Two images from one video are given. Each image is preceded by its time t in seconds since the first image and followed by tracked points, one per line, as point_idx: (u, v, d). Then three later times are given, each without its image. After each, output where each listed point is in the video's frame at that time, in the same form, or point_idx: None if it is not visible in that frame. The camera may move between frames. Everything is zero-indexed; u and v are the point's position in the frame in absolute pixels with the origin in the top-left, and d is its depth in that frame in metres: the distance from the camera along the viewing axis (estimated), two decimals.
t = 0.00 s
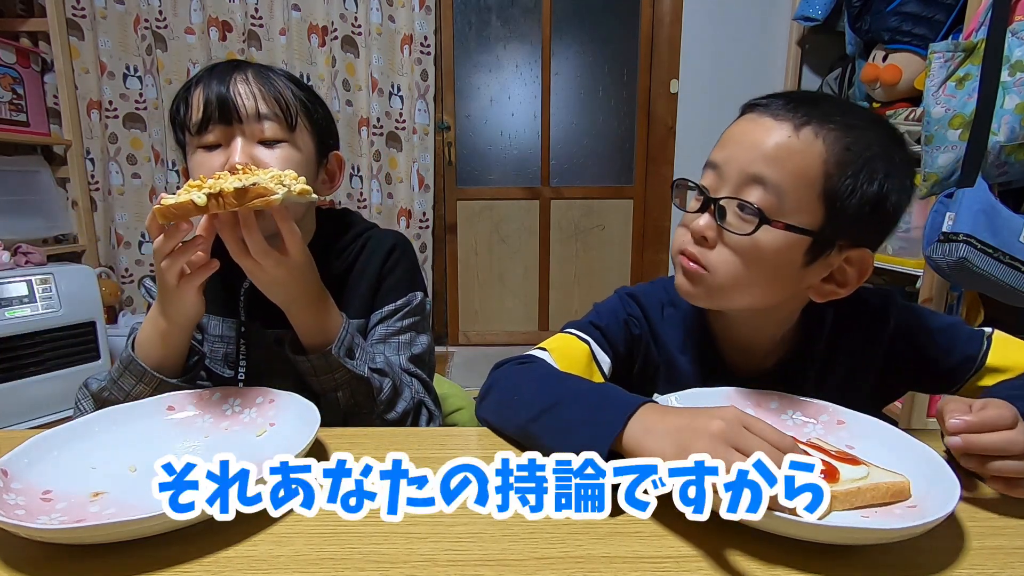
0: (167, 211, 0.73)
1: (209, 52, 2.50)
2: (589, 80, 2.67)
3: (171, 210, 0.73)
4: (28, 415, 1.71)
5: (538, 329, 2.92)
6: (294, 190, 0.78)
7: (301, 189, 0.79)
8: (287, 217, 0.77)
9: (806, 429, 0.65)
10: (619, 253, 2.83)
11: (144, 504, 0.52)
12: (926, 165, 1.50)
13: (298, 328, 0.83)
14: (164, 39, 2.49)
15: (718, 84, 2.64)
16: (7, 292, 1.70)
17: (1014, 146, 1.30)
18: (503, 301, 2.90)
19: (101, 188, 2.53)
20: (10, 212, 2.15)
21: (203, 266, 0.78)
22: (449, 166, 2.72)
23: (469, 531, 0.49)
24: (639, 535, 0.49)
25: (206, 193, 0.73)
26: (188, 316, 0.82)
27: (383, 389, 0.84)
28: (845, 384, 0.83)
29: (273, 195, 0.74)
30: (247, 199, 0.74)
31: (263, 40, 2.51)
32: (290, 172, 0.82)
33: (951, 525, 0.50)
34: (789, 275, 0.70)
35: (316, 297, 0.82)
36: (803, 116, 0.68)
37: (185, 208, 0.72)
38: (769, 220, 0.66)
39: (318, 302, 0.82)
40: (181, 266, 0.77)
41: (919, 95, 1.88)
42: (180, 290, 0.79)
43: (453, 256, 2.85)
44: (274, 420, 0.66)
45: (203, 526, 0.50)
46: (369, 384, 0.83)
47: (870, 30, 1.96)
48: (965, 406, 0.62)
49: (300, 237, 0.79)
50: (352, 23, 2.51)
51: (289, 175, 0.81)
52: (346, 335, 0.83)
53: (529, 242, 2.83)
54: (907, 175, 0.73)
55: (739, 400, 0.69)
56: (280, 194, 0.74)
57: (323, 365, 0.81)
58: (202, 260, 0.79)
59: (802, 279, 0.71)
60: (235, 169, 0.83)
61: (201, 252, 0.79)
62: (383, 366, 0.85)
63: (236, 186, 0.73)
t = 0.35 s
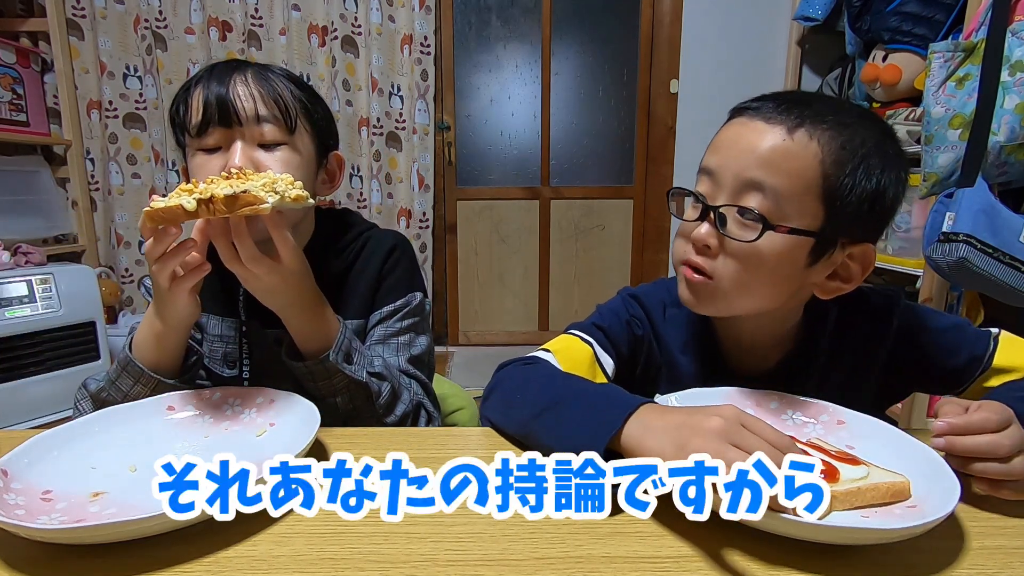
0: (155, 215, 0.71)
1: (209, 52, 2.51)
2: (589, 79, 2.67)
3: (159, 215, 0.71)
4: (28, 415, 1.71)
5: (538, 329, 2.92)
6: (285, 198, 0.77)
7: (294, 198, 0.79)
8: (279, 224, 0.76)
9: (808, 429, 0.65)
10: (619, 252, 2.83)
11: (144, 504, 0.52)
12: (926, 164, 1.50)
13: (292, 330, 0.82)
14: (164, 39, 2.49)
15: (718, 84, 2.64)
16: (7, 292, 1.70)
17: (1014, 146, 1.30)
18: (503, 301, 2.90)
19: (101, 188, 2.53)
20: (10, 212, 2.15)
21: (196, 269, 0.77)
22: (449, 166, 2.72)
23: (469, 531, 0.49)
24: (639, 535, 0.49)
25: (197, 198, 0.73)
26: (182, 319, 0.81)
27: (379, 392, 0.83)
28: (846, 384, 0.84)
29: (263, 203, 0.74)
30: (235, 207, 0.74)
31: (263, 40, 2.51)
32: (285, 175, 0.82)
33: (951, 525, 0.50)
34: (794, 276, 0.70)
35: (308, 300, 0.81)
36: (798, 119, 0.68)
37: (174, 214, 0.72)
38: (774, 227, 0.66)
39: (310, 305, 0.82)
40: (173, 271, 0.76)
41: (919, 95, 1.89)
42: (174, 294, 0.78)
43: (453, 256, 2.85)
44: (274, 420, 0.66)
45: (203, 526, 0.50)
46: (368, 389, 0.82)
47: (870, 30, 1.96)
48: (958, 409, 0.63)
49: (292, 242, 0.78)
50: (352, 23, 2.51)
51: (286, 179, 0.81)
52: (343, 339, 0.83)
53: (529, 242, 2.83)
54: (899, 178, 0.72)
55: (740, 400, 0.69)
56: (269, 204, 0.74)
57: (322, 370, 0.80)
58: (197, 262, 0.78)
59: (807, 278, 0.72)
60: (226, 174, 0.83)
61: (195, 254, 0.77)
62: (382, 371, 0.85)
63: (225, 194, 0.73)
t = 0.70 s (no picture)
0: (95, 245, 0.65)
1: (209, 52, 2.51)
2: (590, 79, 2.67)
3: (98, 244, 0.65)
4: (29, 415, 1.71)
5: (538, 329, 2.91)
6: (223, 230, 0.65)
7: (245, 227, 0.66)
8: (213, 255, 0.62)
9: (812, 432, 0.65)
10: (619, 252, 2.83)
11: (143, 505, 0.51)
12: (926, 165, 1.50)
13: (278, 358, 0.75)
14: (164, 39, 2.49)
15: (718, 85, 2.64)
16: (7, 293, 1.70)
17: (1014, 147, 1.29)
18: (503, 301, 2.90)
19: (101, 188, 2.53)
20: (10, 211, 2.15)
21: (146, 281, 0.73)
22: (449, 166, 2.72)
23: (470, 531, 0.49)
24: (639, 535, 0.49)
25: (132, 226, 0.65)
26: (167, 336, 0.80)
27: (373, 413, 0.80)
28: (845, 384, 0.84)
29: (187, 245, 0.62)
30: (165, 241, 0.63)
31: (263, 41, 2.50)
32: (261, 198, 0.71)
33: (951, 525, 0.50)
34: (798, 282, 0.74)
35: (284, 329, 0.71)
36: (700, 145, 0.76)
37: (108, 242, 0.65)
38: (739, 258, 0.71)
39: (290, 335, 0.72)
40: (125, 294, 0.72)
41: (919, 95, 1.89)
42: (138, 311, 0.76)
43: (453, 256, 2.85)
44: (274, 420, 0.66)
45: (203, 526, 0.50)
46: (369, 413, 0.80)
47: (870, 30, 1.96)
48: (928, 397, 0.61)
49: (245, 277, 0.65)
50: (352, 23, 2.51)
51: (256, 207, 0.70)
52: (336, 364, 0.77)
53: (529, 242, 2.83)
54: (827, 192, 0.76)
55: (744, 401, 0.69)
56: (193, 244, 0.62)
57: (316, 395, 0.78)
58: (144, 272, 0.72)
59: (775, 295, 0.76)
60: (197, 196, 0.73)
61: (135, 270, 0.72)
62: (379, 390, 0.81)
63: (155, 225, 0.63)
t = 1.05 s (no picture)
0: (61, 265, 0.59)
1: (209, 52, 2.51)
2: (590, 79, 2.68)
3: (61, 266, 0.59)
4: (27, 416, 1.70)
5: (538, 329, 2.92)
6: (177, 251, 0.56)
7: (206, 245, 0.57)
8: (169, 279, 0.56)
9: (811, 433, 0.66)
10: (619, 252, 2.83)
11: (144, 505, 0.51)
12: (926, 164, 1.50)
13: (284, 379, 0.71)
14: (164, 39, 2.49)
15: (717, 85, 2.64)
16: (5, 292, 1.70)
17: (1014, 147, 1.30)
18: (503, 302, 2.90)
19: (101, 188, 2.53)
20: (10, 212, 2.15)
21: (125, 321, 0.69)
22: (449, 166, 2.72)
23: (470, 531, 0.49)
24: (639, 534, 0.49)
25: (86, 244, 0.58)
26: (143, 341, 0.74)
27: (381, 424, 0.75)
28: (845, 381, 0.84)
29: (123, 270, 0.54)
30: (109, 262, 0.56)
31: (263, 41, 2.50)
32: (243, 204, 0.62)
33: (951, 525, 0.50)
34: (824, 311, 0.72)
35: (279, 352, 0.66)
36: (733, 162, 0.75)
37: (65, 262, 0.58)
38: (768, 291, 0.69)
39: (287, 357, 0.67)
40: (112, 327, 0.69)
41: (920, 95, 1.89)
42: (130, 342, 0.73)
43: (453, 256, 2.85)
44: (274, 420, 0.65)
45: (204, 525, 0.50)
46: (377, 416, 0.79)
47: (870, 30, 1.96)
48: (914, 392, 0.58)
49: (213, 300, 0.59)
50: (352, 23, 2.51)
51: (229, 218, 0.60)
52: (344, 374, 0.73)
53: (529, 242, 2.83)
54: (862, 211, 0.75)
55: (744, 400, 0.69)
56: (130, 270, 0.54)
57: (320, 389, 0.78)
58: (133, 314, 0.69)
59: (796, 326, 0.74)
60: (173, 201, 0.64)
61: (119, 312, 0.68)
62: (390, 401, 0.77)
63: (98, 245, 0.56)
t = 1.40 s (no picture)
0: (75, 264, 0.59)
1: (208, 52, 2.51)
2: (590, 79, 2.67)
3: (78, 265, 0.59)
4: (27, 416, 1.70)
5: (538, 329, 2.91)
6: (203, 253, 0.57)
7: (231, 247, 0.58)
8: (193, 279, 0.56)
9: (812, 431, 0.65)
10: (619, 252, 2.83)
11: (144, 505, 0.51)
12: (926, 164, 1.50)
13: (286, 377, 0.70)
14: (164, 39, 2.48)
15: (717, 85, 2.64)
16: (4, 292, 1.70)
17: (1014, 147, 1.29)
18: (503, 302, 2.90)
19: (101, 188, 2.53)
20: (10, 211, 2.15)
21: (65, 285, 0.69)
22: (449, 166, 2.72)
23: (470, 532, 0.49)
24: (639, 535, 0.49)
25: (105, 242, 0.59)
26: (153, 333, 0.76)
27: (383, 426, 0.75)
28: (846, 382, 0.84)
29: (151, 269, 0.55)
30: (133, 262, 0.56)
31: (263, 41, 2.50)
32: (261, 209, 0.63)
33: (951, 526, 0.50)
34: (813, 260, 0.72)
35: (292, 352, 0.66)
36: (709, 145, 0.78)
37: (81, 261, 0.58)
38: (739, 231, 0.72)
39: (296, 359, 0.67)
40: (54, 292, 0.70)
41: (920, 95, 1.89)
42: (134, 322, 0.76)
43: (453, 256, 2.85)
44: (274, 421, 0.65)
45: (205, 525, 0.50)
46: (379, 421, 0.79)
47: (870, 30, 1.96)
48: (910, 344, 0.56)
49: (235, 301, 0.58)
50: (352, 23, 2.51)
51: (250, 221, 0.62)
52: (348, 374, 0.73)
53: (529, 242, 2.83)
54: (835, 190, 0.77)
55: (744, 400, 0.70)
56: (160, 269, 0.54)
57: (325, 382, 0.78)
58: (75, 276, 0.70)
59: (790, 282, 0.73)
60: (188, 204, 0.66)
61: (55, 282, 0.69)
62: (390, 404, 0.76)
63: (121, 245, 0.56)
